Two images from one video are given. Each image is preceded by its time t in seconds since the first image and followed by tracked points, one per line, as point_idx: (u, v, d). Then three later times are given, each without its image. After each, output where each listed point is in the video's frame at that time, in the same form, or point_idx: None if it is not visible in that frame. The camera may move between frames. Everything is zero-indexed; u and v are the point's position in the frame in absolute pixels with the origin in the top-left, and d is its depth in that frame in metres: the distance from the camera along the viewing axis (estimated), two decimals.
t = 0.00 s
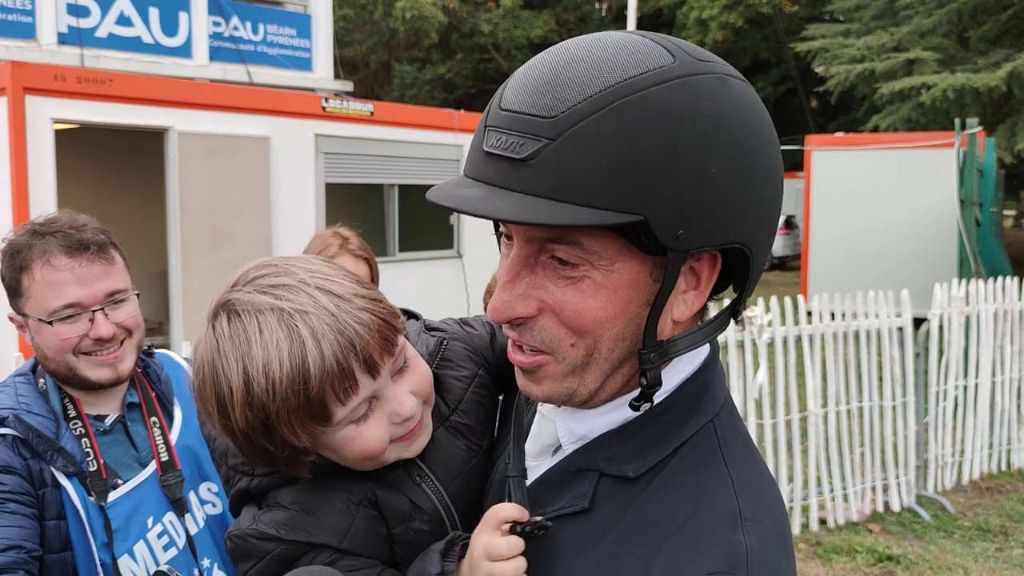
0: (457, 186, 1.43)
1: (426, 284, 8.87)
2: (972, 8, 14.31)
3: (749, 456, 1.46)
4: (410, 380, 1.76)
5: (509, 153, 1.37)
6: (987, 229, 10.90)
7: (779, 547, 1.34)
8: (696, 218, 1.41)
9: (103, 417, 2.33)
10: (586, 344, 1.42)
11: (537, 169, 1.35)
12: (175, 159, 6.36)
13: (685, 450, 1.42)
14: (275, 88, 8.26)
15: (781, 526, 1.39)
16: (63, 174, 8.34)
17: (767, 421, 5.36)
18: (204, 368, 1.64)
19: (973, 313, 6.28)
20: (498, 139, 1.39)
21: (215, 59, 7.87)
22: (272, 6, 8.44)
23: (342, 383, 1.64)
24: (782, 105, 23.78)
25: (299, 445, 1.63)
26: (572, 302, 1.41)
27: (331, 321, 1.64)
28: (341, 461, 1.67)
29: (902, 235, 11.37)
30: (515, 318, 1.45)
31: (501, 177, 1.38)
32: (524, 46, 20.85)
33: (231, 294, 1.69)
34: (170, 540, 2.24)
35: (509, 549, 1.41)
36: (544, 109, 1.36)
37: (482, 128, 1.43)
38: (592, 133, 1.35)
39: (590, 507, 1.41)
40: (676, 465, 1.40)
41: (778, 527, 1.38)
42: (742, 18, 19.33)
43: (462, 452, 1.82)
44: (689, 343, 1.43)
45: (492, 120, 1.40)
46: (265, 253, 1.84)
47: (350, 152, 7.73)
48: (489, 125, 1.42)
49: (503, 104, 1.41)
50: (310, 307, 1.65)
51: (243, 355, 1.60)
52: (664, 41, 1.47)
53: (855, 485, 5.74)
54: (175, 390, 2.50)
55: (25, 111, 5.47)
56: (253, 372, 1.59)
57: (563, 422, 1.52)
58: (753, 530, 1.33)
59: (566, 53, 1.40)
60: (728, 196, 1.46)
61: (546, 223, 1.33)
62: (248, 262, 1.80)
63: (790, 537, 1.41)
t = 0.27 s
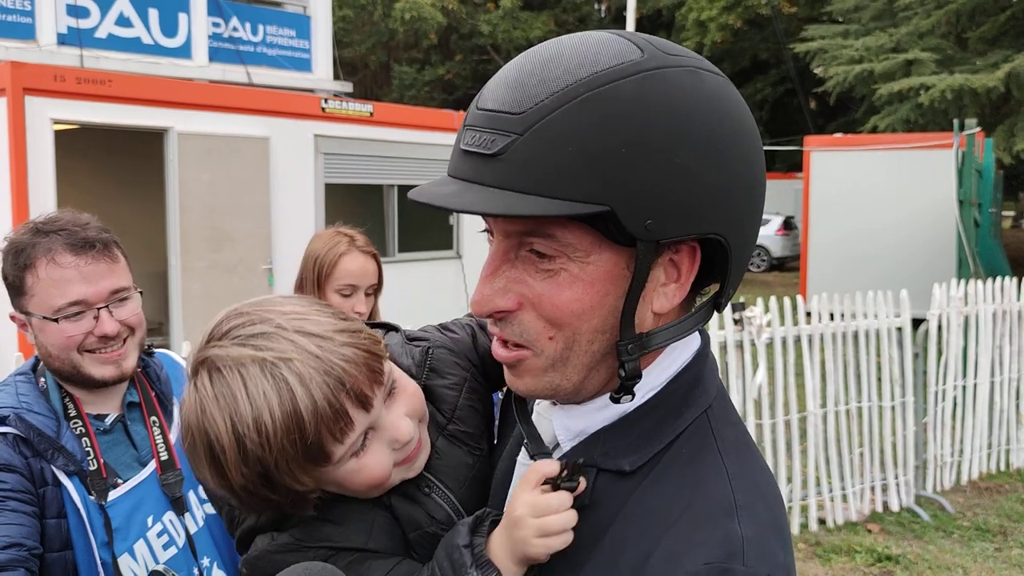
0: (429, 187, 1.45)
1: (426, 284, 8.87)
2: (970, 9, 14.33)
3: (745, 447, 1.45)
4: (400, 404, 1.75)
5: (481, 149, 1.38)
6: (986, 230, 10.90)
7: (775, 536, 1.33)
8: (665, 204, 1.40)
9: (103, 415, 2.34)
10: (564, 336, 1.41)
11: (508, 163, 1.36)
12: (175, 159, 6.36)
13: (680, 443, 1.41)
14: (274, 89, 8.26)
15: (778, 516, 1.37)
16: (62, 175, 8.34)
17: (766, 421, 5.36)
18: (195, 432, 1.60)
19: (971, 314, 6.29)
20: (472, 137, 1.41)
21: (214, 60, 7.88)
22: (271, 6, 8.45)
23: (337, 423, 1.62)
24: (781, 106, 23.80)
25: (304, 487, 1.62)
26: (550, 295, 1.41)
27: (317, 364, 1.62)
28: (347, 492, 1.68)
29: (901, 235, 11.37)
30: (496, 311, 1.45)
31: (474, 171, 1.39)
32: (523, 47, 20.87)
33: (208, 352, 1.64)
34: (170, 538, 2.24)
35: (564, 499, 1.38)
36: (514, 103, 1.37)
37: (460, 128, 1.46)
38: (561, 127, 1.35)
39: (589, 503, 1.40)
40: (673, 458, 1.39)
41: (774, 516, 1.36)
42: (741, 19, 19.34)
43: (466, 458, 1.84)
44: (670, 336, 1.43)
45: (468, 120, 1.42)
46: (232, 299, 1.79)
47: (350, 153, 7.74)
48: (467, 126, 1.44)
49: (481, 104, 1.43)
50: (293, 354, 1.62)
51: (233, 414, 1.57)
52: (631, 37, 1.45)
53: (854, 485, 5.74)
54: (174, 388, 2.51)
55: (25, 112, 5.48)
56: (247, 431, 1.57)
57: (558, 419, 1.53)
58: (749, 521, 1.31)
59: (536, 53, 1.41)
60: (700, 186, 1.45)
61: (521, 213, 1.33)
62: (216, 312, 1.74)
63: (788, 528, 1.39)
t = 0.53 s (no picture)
0: (410, 205, 1.47)
1: (425, 285, 8.87)
2: (970, 9, 14.34)
3: (741, 446, 1.44)
4: (411, 428, 1.75)
5: (455, 161, 1.40)
6: (985, 230, 10.91)
7: (766, 535, 1.32)
8: (636, 205, 1.38)
9: (104, 416, 2.33)
10: (556, 338, 1.44)
11: (481, 175, 1.37)
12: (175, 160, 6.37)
13: (672, 441, 1.42)
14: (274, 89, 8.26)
15: (772, 516, 1.36)
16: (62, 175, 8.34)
17: (765, 421, 5.36)
18: (204, 474, 1.61)
19: (971, 314, 6.30)
20: (449, 149, 1.43)
21: (214, 60, 7.88)
22: (271, 7, 8.45)
23: (349, 457, 1.62)
24: (780, 106, 23.81)
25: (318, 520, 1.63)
26: (536, 299, 1.42)
27: (326, 402, 1.61)
28: (364, 518, 1.69)
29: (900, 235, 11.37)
30: (487, 318, 1.47)
31: (450, 184, 1.41)
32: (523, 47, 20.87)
33: (215, 395, 1.64)
34: (171, 539, 2.24)
35: (594, 451, 1.40)
36: (484, 116, 1.39)
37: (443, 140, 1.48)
38: (530, 134, 1.35)
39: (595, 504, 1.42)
40: (665, 454, 1.40)
41: (767, 515, 1.35)
42: (740, 19, 19.35)
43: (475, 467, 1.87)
44: (658, 334, 1.43)
45: (447, 131, 1.44)
46: (235, 335, 1.78)
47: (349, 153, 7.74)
48: (447, 138, 1.45)
49: (461, 115, 1.44)
50: (300, 393, 1.61)
51: (242, 455, 1.57)
52: (604, 40, 1.45)
53: (854, 486, 5.74)
54: (173, 388, 2.50)
55: (25, 112, 5.47)
56: (257, 473, 1.57)
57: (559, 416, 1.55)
58: (738, 516, 1.31)
59: (510, 64, 1.42)
60: (677, 183, 1.42)
61: (496, 224, 1.34)
62: (219, 351, 1.74)
63: (783, 527, 1.38)
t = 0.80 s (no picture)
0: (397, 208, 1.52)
1: (425, 285, 8.86)
2: (969, 9, 14.35)
3: (742, 443, 1.40)
4: (433, 421, 1.77)
5: (430, 168, 1.44)
6: (984, 230, 10.90)
7: (761, 533, 1.28)
8: (591, 209, 1.35)
9: (104, 413, 2.31)
10: (537, 338, 1.42)
11: (446, 182, 1.41)
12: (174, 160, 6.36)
13: (670, 437, 1.38)
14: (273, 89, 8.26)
15: (770, 516, 1.33)
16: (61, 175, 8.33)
17: (766, 420, 5.35)
18: (233, 432, 1.65)
19: (971, 313, 6.29)
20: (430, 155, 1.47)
21: (213, 60, 7.87)
22: (270, 7, 8.44)
23: (372, 438, 1.65)
24: (780, 106, 23.81)
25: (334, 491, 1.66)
26: (515, 301, 1.41)
27: (359, 382, 1.65)
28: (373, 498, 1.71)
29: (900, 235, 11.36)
30: (475, 318, 1.46)
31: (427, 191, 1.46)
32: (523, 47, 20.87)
33: (257, 362, 1.69)
34: (170, 536, 2.23)
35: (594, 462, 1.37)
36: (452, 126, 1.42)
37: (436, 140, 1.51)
38: (487, 143, 1.37)
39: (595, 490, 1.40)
40: (662, 450, 1.37)
41: (764, 514, 1.32)
42: (740, 19, 19.34)
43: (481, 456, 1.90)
44: (630, 338, 1.40)
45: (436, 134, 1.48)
46: (284, 310, 1.84)
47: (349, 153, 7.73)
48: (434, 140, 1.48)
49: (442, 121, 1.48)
50: (336, 371, 1.65)
51: (274, 422, 1.61)
52: (573, 39, 1.41)
53: (854, 485, 5.73)
54: (174, 385, 2.49)
55: (25, 112, 5.47)
56: (283, 437, 1.61)
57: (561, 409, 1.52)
58: (731, 514, 1.28)
59: (486, 67, 1.43)
60: (632, 185, 1.36)
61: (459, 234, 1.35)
62: (268, 323, 1.80)
63: (781, 525, 1.35)
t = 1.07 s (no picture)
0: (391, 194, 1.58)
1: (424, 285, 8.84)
2: (969, 9, 14.35)
3: (733, 450, 1.38)
4: (454, 388, 1.80)
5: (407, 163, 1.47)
6: (983, 229, 10.89)
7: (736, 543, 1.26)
8: (539, 219, 1.34)
9: (102, 410, 2.31)
10: (506, 337, 1.44)
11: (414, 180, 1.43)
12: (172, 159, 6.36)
13: (657, 438, 1.36)
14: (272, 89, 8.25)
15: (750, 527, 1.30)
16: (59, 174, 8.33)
17: (765, 420, 5.34)
18: (275, 348, 1.80)
19: (971, 313, 6.29)
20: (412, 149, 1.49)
21: (212, 59, 7.87)
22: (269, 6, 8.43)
23: (391, 381, 1.72)
24: (780, 106, 23.80)
25: (351, 426, 1.75)
26: (486, 298, 1.43)
27: (389, 324, 1.73)
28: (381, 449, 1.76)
29: (898, 235, 11.36)
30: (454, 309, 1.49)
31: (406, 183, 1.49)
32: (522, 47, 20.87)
33: (309, 286, 1.83)
34: (169, 533, 2.23)
35: (573, 446, 1.37)
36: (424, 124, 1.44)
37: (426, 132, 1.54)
38: (446, 146, 1.38)
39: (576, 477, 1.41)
40: (646, 451, 1.35)
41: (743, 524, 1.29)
42: (739, 19, 19.35)
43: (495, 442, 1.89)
44: (590, 348, 1.37)
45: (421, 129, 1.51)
46: (348, 251, 1.97)
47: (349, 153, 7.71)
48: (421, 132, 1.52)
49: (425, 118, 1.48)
50: (372, 310, 1.75)
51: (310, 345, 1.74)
52: (545, 38, 1.37)
53: (853, 485, 5.73)
54: (173, 382, 2.48)
55: (23, 111, 5.46)
56: (313, 359, 1.73)
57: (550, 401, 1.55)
58: (706, 518, 1.26)
59: (463, 65, 1.43)
60: (575, 194, 1.33)
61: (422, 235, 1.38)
62: (332, 258, 1.93)
63: (762, 536, 1.32)
